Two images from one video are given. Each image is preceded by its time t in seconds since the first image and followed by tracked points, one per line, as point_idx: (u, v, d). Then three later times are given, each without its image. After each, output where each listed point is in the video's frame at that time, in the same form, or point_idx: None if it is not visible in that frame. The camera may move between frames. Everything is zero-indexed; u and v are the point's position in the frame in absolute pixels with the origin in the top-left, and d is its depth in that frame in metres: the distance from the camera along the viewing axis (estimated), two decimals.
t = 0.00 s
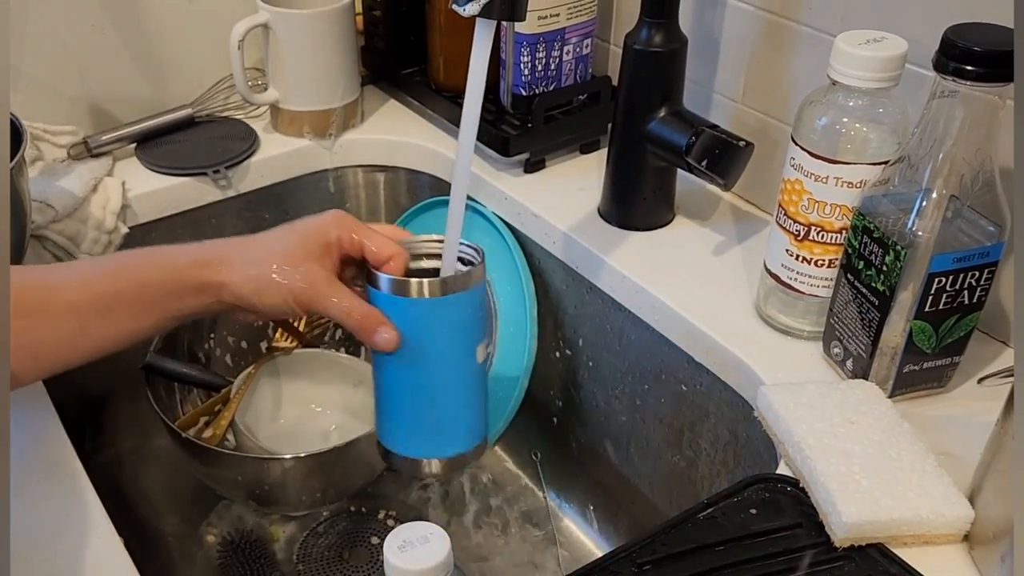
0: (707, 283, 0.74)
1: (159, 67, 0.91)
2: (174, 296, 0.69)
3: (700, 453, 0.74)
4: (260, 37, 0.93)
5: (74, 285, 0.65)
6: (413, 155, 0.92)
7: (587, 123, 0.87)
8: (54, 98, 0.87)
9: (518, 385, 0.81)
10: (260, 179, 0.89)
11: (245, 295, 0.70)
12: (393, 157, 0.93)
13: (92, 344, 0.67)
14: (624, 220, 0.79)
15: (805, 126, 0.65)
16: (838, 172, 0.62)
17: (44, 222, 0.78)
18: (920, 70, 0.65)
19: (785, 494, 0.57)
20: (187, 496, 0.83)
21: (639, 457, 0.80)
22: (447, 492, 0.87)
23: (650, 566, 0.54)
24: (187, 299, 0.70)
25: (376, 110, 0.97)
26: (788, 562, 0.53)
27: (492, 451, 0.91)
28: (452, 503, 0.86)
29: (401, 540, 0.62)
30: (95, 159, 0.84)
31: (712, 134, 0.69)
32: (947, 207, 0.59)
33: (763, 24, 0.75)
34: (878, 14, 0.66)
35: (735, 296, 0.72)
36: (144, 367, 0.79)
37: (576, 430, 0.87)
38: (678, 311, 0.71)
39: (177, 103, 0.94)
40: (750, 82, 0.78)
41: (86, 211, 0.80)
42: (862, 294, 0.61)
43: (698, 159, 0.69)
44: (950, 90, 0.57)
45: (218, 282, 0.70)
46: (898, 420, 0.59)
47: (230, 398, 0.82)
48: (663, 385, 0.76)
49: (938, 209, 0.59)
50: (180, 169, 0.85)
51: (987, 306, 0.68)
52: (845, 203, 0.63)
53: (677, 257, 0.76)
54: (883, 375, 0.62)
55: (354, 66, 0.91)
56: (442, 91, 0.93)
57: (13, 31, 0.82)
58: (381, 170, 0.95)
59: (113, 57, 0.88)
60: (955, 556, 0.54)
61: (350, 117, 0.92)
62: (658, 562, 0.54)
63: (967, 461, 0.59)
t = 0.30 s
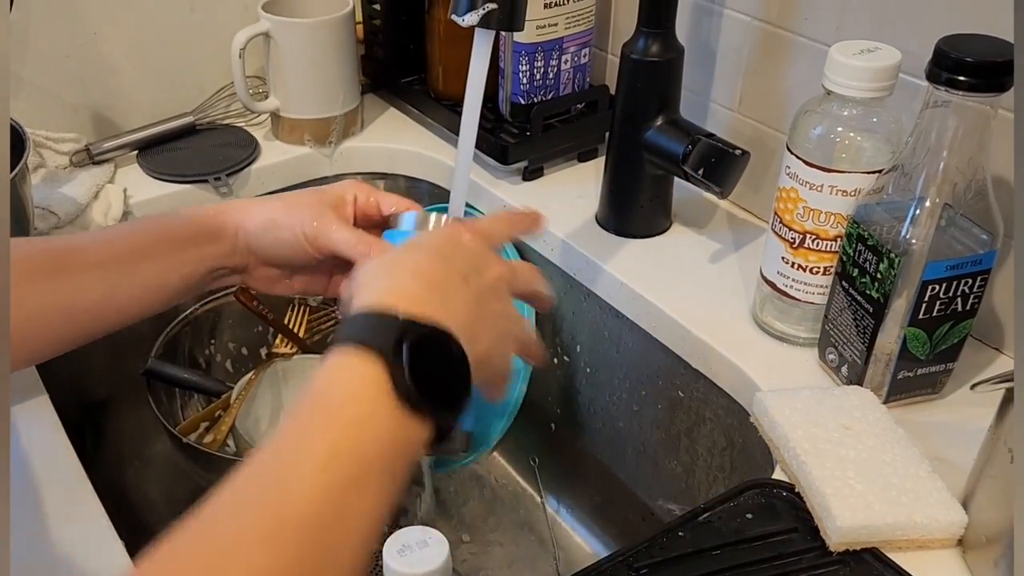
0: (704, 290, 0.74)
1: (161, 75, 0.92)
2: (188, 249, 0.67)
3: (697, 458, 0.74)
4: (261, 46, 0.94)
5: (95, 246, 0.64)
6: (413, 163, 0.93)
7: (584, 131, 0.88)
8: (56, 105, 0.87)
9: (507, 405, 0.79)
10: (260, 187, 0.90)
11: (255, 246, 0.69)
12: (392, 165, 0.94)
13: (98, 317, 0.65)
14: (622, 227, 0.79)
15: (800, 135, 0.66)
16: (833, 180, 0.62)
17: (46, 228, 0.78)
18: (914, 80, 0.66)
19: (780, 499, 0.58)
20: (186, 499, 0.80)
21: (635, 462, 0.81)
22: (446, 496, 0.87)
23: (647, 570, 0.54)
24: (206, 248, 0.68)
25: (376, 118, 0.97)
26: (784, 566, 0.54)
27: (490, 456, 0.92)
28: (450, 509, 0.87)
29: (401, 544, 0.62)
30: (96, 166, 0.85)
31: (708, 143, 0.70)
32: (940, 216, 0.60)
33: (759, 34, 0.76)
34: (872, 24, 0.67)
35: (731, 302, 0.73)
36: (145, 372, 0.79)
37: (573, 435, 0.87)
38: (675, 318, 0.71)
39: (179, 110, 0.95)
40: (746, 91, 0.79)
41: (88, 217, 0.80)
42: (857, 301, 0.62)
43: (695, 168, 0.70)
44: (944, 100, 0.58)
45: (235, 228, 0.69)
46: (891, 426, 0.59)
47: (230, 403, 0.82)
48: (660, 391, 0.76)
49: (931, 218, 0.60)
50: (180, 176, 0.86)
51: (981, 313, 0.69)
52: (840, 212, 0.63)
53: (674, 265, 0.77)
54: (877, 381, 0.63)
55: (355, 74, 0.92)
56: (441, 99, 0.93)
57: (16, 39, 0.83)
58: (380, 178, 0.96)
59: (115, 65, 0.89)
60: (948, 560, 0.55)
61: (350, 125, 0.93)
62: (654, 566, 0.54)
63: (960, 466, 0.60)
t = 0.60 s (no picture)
0: (704, 298, 0.75)
1: (166, 84, 0.93)
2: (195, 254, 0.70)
3: (697, 463, 0.75)
4: (265, 54, 0.95)
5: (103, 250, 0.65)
6: (415, 171, 0.93)
7: (585, 140, 0.88)
8: (62, 113, 0.88)
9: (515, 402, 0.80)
10: (264, 194, 0.90)
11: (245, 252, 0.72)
12: (395, 173, 0.95)
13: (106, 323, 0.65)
14: (622, 235, 0.80)
15: (800, 144, 0.67)
16: (833, 189, 0.63)
17: (51, 235, 0.79)
18: (913, 90, 0.67)
19: (780, 505, 0.58)
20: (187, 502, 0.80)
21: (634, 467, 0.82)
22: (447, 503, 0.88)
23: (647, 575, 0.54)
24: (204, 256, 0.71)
25: (379, 126, 0.98)
26: (783, 571, 0.54)
27: (492, 464, 0.92)
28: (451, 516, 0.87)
29: (403, 549, 0.63)
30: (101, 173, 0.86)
31: (709, 152, 0.70)
32: (939, 224, 0.60)
33: (760, 44, 0.77)
34: (872, 34, 0.68)
35: (732, 310, 0.74)
36: (150, 379, 0.80)
37: (574, 442, 0.88)
38: (675, 325, 0.72)
39: (183, 118, 0.96)
40: (746, 100, 0.80)
41: (93, 224, 0.81)
42: (856, 308, 0.62)
43: (695, 176, 0.70)
44: (942, 109, 0.58)
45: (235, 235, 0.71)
46: (890, 432, 0.60)
47: (234, 409, 0.82)
48: (661, 398, 0.77)
49: (930, 226, 0.60)
50: (185, 183, 0.86)
51: (979, 321, 0.69)
52: (839, 220, 0.64)
53: (674, 272, 0.78)
54: (877, 388, 0.64)
55: (358, 83, 0.92)
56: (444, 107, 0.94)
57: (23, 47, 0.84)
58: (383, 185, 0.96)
59: (122, 73, 0.90)
60: (947, 566, 0.55)
61: (354, 133, 0.94)
62: (654, 571, 0.55)
63: (958, 472, 0.60)
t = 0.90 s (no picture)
0: (704, 298, 0.76)
1: (172, 87, 0.94)
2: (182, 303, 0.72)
3: (697, 462, 0.76)
4: (271, 58, 0.96)
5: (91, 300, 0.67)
6: (419, 173, 0.94)
7: (587, 142, 0.89)
8: (70, 115, 0.89)
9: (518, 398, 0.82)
10: (269, 196, 0.91)
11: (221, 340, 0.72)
12: (398, 175, 0.96)
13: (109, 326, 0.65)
14: (624, 236, 0.81)
15: (799, 146, 0.68)
16: (831, 190, 0.64)
17: (60, 235, 0.80)
18: (910, 92, 0.68)
19: (779, 500, 0.59)
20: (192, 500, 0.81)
21: (635, 466, 0.83)
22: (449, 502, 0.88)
23: (649, 568, 0.55)
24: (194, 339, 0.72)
25: (383, 129, 0.99)
26: (781, 565, 0.55)
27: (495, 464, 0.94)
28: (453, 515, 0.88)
29: (407, 545, 0.63)
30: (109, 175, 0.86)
31: (709, 153, 0.71)
32: (936, 224, 0.61)
33: (759, 48, 0.78)
34: (870, 38, 0.69)
35: (732, 310, 0.74)
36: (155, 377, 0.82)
37: (575, 441, 0.89)
38: (676, 324, 0.73)
39: (189, 121, 0.97)
40: (746, 103, 0.81)
41: (100, 225, 0.82)
42: (854, 307, 0.63)
43: (696, 177, 0.71)
44: (938, 112, 0.59)
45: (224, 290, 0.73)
46: (888, 429, 0.61)
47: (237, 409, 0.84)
48: (661, 398, 0.78)
49: (927, 226, 0.61)
50: (191, 185, 0.87)
51: (975, 321, 0.70)
52: (838, 220, 0.65)
53: (675, 272, 0.79)
54: (875, 386, 0.64)
55: (362, 86, 0.93)
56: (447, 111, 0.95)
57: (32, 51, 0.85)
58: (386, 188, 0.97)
59: (130, 77, 0.91)
60: (943, 560, 0.56)
61: (358, 135, 0.95)
62: (655, 564, 0.55)
63: (955, 468, 0.61)
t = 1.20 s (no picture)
0: (702, 296, 0.77)
1: (178, 87, 0.95)
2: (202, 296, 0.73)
3: (696, 457, 0.76)
4: (275, 59, 0.97)
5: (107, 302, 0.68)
6: (421, 173, 0.95)
7: (588, 143, 0.90)
8: (77, 115, 0.90)
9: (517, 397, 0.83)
10: (273, 195, 0.92)
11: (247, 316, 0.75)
12: (401, 175, 0.97)
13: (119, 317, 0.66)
14: (624, 235, 0.82)
15: (796, 145, 0.69)
16: (828, 188, 0.65)
17: (67, 232, 0.80)
18: (905, 92, 0.69)
19: (775, 493, 0.60)
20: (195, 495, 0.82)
21: (634, 462, 0.83)
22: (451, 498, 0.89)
23: (646, 558, 0.56)
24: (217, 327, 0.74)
25: (386, 130, 1.01)
26: (777, 556, 0.56)
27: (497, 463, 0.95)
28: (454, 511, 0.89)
29: (408, 536, 0.64)
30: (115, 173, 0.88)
31: (708, 152, 0.72)
32: (931, 221, 0.62)
33: (758, 50, 0.79)
34: (867, 38, 0.70)
35: (730, 308, 0.75)
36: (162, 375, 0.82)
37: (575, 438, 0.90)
38: (674, 321, 0.74)
39: (195, 121, 0.98)
40: (745, 103, 0.82)
41: (106, 222, 0.83)
42: (851, 304, 0.64)
43: (694, 176, 0.72)
44: (932, 111, 0.60)
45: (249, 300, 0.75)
46: (883, 424, 0.61)
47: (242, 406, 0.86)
48: (660, 394, 0.78)
49: (923, 223, 0.62)
50: (196, 184, 0.88)
51: (970, 318, 0.71)
52: (834, 218, 0.66)
53: (674, 270, 0.80)
54: (871, 382, 0.65)
55: (365, 87, 0.94)
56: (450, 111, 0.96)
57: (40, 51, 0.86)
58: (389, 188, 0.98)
59: (136, 77, 0.92)
60: (936, 552, 0.57)
61: (361, 136, 0.96)
62: (653, 555, 0.56)
63: (949, 462, 0.62)
